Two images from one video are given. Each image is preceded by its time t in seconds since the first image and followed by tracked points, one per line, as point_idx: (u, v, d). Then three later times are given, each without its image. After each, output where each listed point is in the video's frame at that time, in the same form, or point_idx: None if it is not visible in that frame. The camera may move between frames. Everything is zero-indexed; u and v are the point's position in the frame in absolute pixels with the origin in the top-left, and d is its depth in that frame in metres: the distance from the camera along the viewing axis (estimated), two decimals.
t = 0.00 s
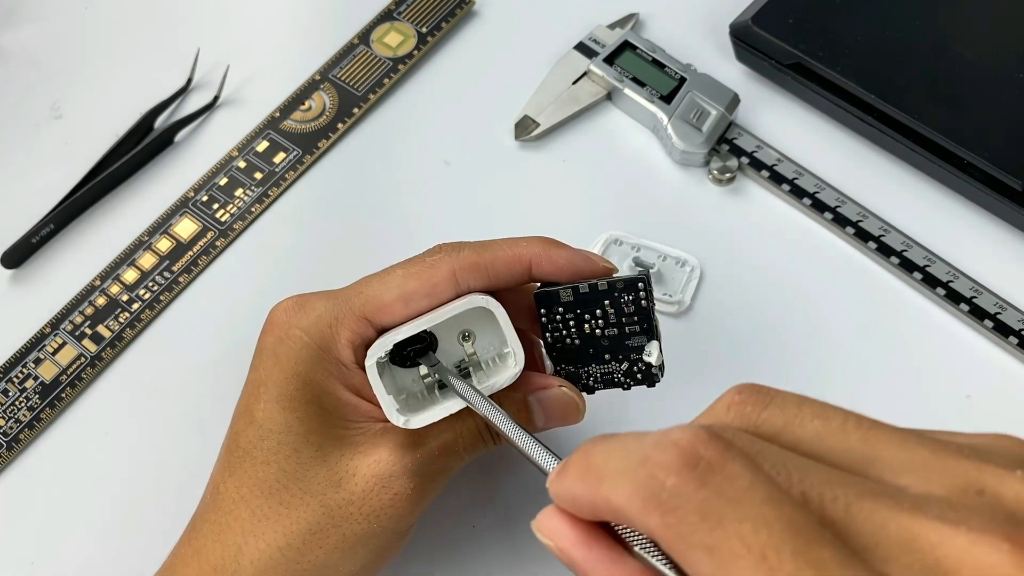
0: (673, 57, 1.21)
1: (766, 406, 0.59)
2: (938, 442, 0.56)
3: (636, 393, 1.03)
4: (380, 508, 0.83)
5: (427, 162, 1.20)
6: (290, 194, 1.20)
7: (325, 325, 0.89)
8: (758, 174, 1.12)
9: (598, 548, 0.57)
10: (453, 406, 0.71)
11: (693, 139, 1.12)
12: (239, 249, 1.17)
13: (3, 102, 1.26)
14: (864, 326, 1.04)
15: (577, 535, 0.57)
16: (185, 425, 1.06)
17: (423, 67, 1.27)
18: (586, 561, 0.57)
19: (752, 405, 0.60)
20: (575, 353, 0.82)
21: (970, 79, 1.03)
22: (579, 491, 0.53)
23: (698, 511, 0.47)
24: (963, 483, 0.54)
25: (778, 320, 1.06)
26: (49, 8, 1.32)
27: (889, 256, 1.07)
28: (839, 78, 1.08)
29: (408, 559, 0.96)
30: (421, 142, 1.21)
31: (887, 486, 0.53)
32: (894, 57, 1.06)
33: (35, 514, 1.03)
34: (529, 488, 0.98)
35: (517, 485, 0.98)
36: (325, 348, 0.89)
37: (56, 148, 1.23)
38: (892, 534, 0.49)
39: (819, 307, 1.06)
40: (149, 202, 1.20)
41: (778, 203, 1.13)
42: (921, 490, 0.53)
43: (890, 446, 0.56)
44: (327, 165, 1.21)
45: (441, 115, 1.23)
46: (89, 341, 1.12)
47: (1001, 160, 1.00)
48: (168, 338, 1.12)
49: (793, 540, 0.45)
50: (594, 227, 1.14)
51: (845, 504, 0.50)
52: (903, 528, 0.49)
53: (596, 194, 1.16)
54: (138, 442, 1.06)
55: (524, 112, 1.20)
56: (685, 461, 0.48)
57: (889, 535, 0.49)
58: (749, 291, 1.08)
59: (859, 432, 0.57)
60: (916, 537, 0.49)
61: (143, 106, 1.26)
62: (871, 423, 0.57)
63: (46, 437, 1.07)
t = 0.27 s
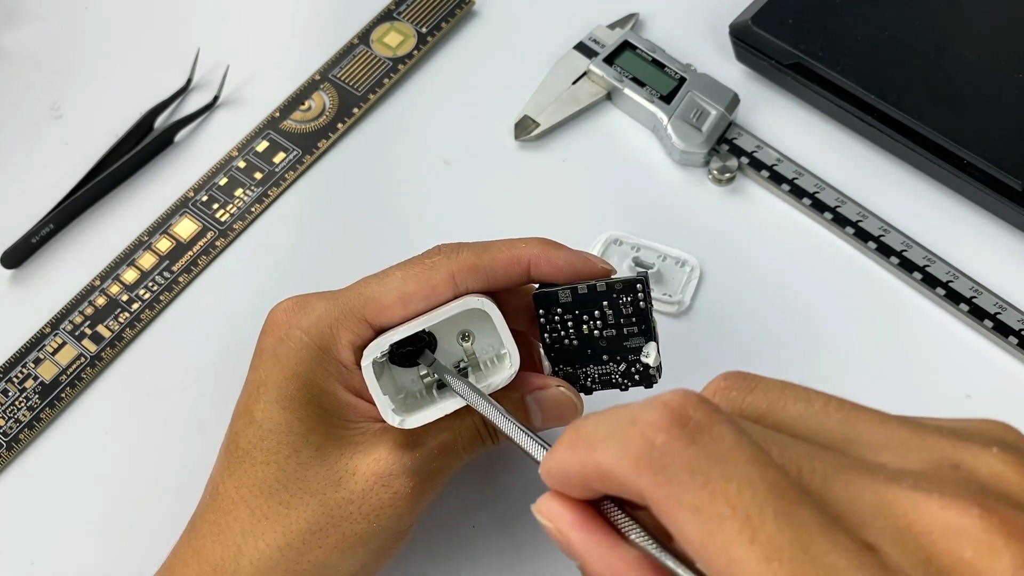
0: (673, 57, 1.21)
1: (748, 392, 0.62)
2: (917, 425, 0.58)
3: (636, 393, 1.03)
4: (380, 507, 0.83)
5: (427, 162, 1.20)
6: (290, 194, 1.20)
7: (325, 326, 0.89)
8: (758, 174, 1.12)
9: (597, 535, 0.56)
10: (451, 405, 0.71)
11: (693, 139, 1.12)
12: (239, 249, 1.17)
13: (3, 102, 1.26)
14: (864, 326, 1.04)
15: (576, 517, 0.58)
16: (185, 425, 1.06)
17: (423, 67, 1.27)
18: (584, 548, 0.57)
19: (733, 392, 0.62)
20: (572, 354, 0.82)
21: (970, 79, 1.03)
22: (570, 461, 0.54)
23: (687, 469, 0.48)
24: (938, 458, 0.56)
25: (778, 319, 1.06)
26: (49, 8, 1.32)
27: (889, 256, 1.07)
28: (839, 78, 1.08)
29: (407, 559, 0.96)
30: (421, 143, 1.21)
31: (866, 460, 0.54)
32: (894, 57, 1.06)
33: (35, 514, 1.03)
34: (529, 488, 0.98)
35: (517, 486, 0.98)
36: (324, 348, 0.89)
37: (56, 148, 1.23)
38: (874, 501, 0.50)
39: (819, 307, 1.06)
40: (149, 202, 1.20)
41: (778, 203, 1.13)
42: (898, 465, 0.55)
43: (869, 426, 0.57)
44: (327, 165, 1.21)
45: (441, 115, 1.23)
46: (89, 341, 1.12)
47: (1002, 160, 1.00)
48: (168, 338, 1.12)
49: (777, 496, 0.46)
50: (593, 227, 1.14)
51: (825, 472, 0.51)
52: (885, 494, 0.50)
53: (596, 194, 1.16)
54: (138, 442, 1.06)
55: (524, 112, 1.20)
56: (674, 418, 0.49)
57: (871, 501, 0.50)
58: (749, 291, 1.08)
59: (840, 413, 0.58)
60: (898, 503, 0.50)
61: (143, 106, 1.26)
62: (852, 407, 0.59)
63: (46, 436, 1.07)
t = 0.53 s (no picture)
0: (673, 57, 1.21)
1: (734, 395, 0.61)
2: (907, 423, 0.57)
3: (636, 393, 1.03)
4: (378, 505, 0.83)
5: (427, 162, 1.20)
6: (290, 194, 1.20)
7: (328, 321, 0.89)
8: (758, 174, 1.12)
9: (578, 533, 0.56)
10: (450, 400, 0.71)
11: (693, 139, 1.12)
12: (239, 249, 1.17)
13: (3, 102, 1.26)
14: (864, 325, 1.05)
15: (558, 517, 0.57)
16: (185, 426, 1.06)
17: (423, 67, 1.27)
18: (565, 546, 0.57)
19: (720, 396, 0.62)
20: (572, 353, 0.81)
21: (970, 79, 1.03)
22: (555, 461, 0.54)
23: (670, 464, 0.48)
24: (927, 454, 0.55)
25: (778, 319, 1.06)
26: (49, 8, 1.32)
27: (889, 256, 1.07)
28: (839, 78, 1.08)
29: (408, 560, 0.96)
30: (421, 143, 1.21)
31: (853, 459, 0.54)
32: (894, 56, 1.06)
33: (35, 515, 1.03)
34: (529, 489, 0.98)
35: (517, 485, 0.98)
36: (326, 344, 0.89)
37: (56, 148, 1.23)
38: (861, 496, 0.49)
39: (819, 307, 1.06)
40: (149, 202, 1.20)
41: (778, 203, 1.13)
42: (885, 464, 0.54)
43: (856, 425, 0.57)
44: (327, 165, 1.21)
45: (441, 114, 1.23)
46: (89, 341, 1.12)
47: (1002, 160, 1.00)
48: (168, 338, 1.12)
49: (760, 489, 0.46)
50: (593, 227, 1.14)
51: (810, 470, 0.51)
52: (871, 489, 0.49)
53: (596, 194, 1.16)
54: (138, 442, 1.06)
55: (524, 112, 1.20)
56: (659, 414, 0.50)
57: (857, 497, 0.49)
58: (749, 292, 1.08)
59: (826, 411, 0.58)
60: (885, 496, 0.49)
61: (143, 106, 1.26)
62: (839, 405, 0.58)
63: (46, 436, 1.07)
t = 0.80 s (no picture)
0: (673, 57, 1.21)
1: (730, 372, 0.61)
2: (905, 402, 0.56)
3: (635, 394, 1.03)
4: (373, 510, 0.82)
5: (427, 162, 1.20)
6: (290, 194, 1.20)
7: (335, 321, 0.91)
8: (759, 174, 1.12)
9: (575, 512, 0.56)
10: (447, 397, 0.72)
11: (693, 139, 1.13)
12: (239, 249, 1.17)
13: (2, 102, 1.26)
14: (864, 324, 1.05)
15: (557, 494, 0.57)
16: (185, 426, 1.06)
17: (423, 67, 1.27)
18: (559, 521, 0.57)
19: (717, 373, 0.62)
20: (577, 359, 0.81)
21: (970, 80, 1.03)
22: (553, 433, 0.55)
23: (666, 430, 0.48)
24: (920, 430, 0.55)
25: (779, 320, 1.06)
26: (49, 8, 1.32)
27: (889, 256, 1.07)
28: (839, 78, 1.08)
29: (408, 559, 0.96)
30: (420, 142, 1.21)
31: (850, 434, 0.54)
32: (894, 56, 1.06)
33: (35, 515, 1.03)
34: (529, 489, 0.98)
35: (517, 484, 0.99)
36: (332, 344, 0.91)
37: (56, 148, 1.23)
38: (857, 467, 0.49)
39: (819, 306, 1.06)
40: (149, 202, 1.20)
41: (778, 203, 1.13)
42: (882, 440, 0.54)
43: (853, 404, 0.56)
44: (327, 165, 1.21)
45: (441, 114, 1.23)
46: (89, 341, 1.12)
47: (1002, 160, 1.00)
48: (168, 338, 1.12)
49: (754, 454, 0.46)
50: (593, 227, 1.14)
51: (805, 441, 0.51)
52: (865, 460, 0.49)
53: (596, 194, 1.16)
54: (138, 442, 1.06)
55: (524, 112, 1.20)
56: (656, 377, 0.50)
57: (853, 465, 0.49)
58: (749, 292, 1.08)
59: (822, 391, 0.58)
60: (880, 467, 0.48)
61: (143, 106, 1.26)
62: (836, 387, 0.58)
63: (46, 436, 1.07)
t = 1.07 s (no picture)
0: (673, 57, 1.21)
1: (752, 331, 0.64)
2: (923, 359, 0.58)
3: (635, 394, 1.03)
4: (375, 513, 0.82)
5: (427, 162, 1.20)
6: (290, 194, 1.20)
7: (343, 322, 0.92)
8: (758, 174, 1.12)
9: (601, 462, 0.60)
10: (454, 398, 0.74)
11: (693, 139, 1.12)
12: (239, 250, 1.17)
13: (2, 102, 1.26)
14: (866, 323, 1.05)
15: (585, 441, 0.61)
16: (184, 426, 1.06)
17: (423, 67, 1.27)
18: (585, 468, 0.60)
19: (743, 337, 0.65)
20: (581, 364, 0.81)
21: (969, 80, 1.03)
22: (584, 380, 0.58)
23: (704, 350, 0.49)
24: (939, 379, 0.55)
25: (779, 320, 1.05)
26: (50, 8, 1.32)
27: (889, 256, 1.07)
28: (839, 78, 1.08)
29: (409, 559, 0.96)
30: (420, 142, 1.21)
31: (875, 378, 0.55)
32: (894, 56, 1.06)
33: (35, 514, 1.03)
34: (529, 490, 0.98)
35: (519, 482, 0.99)
36: (340, 343, 0.91)
37: (56, 148, 1.23)
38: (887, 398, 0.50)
39: (823, 305, 1.06)
40: (149, 202, 1.20)
41: (778, 203, 1.13)
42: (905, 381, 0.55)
43: (872, 358, 0.58)
44: (327, 165, 1.21)
45: (441, 114, 1.23)
46: (89, 341, 1.12)
47: (1002, 161, 1.00)
48: (168, 338, 1.12)
49: (792, 372, 0.47)
50: (593, 227, 1.14)
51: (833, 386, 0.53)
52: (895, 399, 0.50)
53: (596, 194, 1.16)
54: (138, 443, 1.06)
55: (524, 112, 1.20)
56: (694, 306, 0.52)
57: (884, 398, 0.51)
58: (749, 292, 1.08)
59: (839, 352, 0.60)
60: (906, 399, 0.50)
61: (143, 106, 1.26)
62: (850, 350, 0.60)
63: (46, 436, 1.07)
